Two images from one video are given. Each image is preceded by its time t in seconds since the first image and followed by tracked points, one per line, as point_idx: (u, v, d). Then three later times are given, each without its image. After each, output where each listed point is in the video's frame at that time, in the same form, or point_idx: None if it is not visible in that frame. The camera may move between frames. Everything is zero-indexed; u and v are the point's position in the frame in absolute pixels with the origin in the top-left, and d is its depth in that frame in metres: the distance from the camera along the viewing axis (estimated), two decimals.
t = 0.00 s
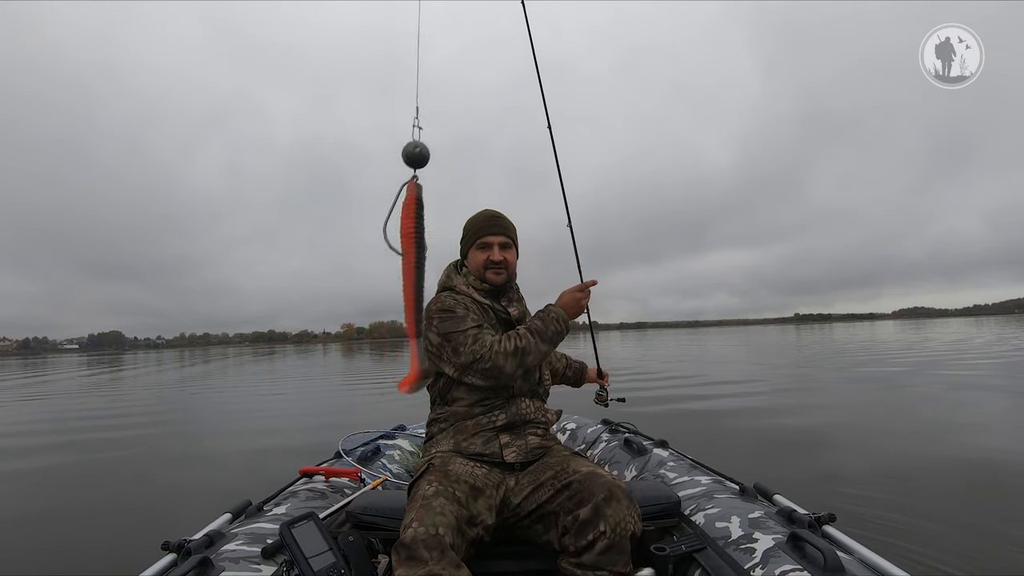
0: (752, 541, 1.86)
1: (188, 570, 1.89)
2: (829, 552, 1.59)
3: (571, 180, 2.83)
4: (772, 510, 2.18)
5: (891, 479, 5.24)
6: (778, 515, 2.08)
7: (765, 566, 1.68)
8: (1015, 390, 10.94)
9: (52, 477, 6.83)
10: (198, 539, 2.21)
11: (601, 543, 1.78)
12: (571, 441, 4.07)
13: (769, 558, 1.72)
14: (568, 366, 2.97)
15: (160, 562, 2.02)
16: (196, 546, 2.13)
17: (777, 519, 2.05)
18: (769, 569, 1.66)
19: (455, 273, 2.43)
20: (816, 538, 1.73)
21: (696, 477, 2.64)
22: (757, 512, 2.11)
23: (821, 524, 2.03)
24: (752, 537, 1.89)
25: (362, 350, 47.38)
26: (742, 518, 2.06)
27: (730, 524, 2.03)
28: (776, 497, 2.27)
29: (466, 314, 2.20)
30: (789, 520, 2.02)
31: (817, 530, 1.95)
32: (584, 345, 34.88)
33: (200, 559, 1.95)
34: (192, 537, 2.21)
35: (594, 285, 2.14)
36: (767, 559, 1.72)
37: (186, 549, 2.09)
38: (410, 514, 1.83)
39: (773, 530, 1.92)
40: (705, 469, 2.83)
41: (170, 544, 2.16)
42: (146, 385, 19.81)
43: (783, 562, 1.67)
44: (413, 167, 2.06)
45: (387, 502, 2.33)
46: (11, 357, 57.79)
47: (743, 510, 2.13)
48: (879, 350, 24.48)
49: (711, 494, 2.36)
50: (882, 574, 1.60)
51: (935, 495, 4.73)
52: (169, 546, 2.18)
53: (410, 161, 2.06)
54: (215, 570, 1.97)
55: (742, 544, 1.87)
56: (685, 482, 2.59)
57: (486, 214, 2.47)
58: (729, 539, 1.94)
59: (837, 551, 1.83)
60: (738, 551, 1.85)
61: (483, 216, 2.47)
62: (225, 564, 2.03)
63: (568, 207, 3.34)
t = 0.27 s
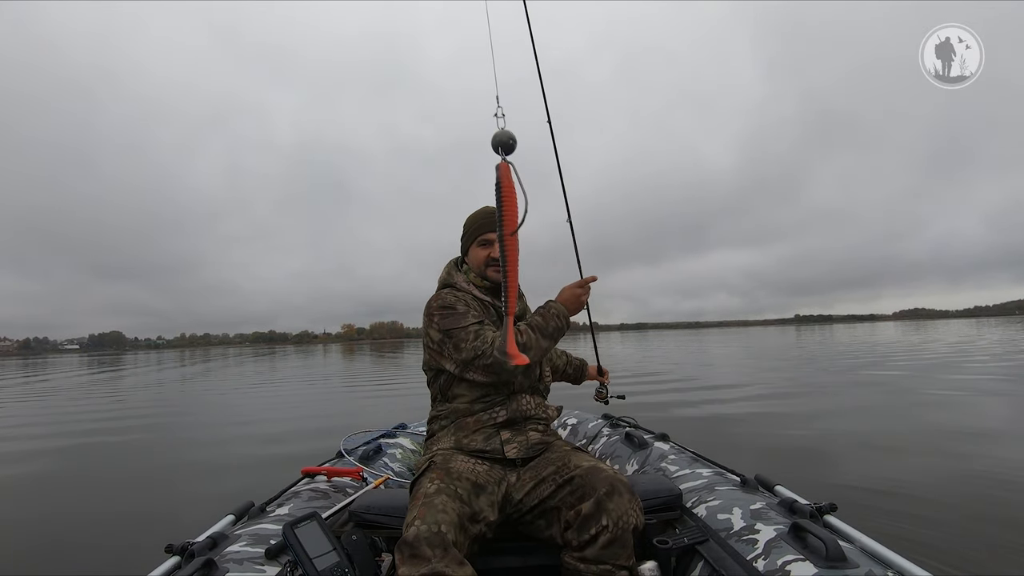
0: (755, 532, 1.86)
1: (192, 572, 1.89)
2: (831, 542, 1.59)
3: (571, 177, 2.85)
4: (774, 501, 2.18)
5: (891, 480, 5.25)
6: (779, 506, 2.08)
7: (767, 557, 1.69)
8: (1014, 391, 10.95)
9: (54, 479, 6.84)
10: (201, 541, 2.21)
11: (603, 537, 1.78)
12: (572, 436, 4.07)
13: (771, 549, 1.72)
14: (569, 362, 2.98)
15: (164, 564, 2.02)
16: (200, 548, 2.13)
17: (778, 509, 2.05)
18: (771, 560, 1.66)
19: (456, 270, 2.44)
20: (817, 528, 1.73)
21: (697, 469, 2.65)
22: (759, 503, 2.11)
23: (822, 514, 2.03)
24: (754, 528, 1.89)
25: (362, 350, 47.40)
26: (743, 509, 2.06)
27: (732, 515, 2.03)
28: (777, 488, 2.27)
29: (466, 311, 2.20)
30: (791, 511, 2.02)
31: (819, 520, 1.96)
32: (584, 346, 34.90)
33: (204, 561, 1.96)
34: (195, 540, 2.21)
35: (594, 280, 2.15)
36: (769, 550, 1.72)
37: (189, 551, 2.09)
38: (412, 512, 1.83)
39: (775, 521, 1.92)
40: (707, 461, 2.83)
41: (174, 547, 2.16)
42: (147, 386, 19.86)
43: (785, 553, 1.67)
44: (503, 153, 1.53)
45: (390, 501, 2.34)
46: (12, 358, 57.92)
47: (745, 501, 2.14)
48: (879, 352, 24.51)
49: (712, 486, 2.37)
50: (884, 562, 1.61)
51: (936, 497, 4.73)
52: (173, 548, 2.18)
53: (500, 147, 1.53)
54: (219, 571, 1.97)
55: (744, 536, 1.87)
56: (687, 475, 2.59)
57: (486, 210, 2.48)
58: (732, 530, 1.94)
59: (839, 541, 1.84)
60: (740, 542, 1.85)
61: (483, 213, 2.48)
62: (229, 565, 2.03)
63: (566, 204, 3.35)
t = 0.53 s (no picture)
0: (754, 532, 1.85)
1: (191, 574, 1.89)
2: (831, 541, 1.59)
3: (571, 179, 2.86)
4: (773, 500, 2.18)
5: (891, 480, 5.24)
6: (779, 506, 2.08)
7: (767, 557, 1.68)
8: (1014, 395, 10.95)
9: (53, 478, 6.85)
10: (200, 543, 2.21)
11: (604, 538, 1.78)
12: (571, 437, 4.06)
13: (771, 549, 1.72)
14: (568, 364, 2.98)
15: (164, 567, 2.02)
16: (199, 550, 2.14)
17: (778, 509, 2.05)
18: (771, 559, 1.66)
19: (456, 270, 2.45)
20: (817, 527, 1.73)
21: (697, 469, 2.64)
22: (758, 503, 2.11)
23: (822, 513, 2.03)
24: (754, 528, 1.89)
25: (362, 351, 47.43)
26: (743, 509, 2.06)
27: (732, 515, 2.03)
28: (776, 488, 2.27)
29: (466, 311, 2.20)
30: (791, 510, 2.02)
31: (818, 520, 1.95)
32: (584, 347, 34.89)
33: (203, 563, 1.96)
34: (194, 542, 2.22)
35: (593, 281, 2.16)
36: (769, 550, 1.72)
37: (189, 553, 2.10)
38: (411, 513, 1.84)
39: (775, 521, 1.91)
40: (706, 461, 2.83)
41: (173, 549, 2.16)
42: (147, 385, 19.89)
43: (785, 552, 1.67)
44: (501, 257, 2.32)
45: (389, 503, 2.34)
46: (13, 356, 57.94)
47: (744, 501, 2.13)
48: (878, 355, 24.52)
49: (711, 486, 2.36)
50: (883, 561, 1.61)
51: (935, 496, 4.73)
52: (172, 550, 2.18)
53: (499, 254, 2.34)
54: (218, 573, 1.98)
55: (744, 535, 1.87)
56: (686, 475, 2.59)
57: (486, 211, 2.49)
58: (731, 530, 1.94)
59: (839, 540, 1.83)
60: (740, 542, 1.85)
61: (483, 214, 2.48)
62: (229, 568, 2.04)
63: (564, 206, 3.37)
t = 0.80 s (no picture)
0: (753, 541, 1.84)
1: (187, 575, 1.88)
2: (829, 551, 1.58)
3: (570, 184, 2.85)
4: (772, 509, 2.16)
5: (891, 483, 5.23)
6: (778, 514, 2.07)
7: (765, 566, 1.67)
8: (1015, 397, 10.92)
9: (52, 477, 6.83)
10: (197, 544, 2.20)
11: (601, 544, 1.77)
12: (570, 442, 4.05)
13: (769, 557, 1.71)
14: (567, 368, 2.97)
15: (160, 567, 2.01)
16: (195, 552, 2.13)
17: (777, 518, 2.04)
18: (769, 568, 1.65)
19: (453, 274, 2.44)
20: (816, 537, 1.72)
21: (696, 477, 2.63)
22: (757, 512, 2.10)
23: (821, 523, 2.01)
24: (752, 536, 1.88)
25: (363, 351, 47.42)
26: (741, 517, 2.05)
27: (730, 523, 2.02)
28: (776, 497, 2.26)
29: (463, 316, 2.20)
30: (789, 519, 2.01)
31: (817, 529, 1.94)
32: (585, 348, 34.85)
33: (199, 564, 1.95)
34: (191, 543, 2.21)
35: (590, 286, 2.15)
36: (767, 558, 1.71)
37: (185, 554, 2.09)
38: (407, 517, 1.83)
39: (773, 530, 1.90)
40: (705, 469, 2.82)
41: (170, 549, 2.16)
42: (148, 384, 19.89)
43: (783, 561, 1.66)
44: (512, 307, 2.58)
45: (387, 506, 2.33)
46: (13, 355, 57.97)
47: (743, 509, 2.12)
48: (879, 356, 24.49)
49: (710, 493, 2.35)
50: (882, 572, 1.59)
51: (935, 498, 4.71)
52: (169, 551, 2.17)
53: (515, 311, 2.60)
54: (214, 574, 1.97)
55: (742, 544, 1.85)
56: (685, 482, 2.58)
57: (484, 215, 2.48)
58: (730, 538, 1.93)
59: (837, 550, 1.82)
60: (738, 550, 1.84)
61: (481, 218, 2.48)
62: (225, 569, 2.03)
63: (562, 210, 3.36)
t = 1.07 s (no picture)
0: (751, 547, 1.83)
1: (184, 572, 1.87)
2: (828, 559, 1.56)
3: (570, 186, 2.84)
4: (771, 515, 2.15)
5: (890, 483, 5.22)
6: (776, 520, 2.06)
7: (764, 572, 1.66)
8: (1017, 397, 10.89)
9: (51, 477, 6.83)
10: (194, 542, 2.19)
11: (598, 548, 1.76)
12: (570, 444, 4.04)
13: (768, 564, 1.70)
14: (567, 371, 2.95)
15: (156, 564, 2.01)
16: (192, 549, 2.12)
17: (776, 524, 2.03)
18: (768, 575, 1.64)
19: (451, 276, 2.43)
20: (815, 543, 1.70)
21: (695, 482, 2.62)
22: (756, 518, 2.09)
23: (820, 530, 2.00)
24: (751, 542, 1.86)
25: (363, 350, 47.42)
26: (740, 523, 2.04)
27: (728, 529, 2.01)
28: (775, 503, 2.24)
29: (461, 318, 2.18)
30: (789, 526, 2.00)
31: (815, 536, 1.93)
32: (586, 348, 34.83)
33: (196, 561, 1.94)
34: (187, 540, 2.20)
35: (588, 289, 2.14)
36: (766, 565, 1.70)
37: (182, 551, 2.08)
38: (404, 518, 1.82)
39: (772, 536, 1.89)
40: (705, 474, 2.80)
41: (166, 546, 2.15)
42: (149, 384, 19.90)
43: (782, 568, 1.65)
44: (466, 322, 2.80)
45: (385, 506, 2.32)
46: (14, 355, 58.04)
47: (741, 515, 2.11)
48: (880, 356, 24.46)
49: (709, 498, 2.34)
50: None
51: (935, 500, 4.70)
52: (166, 548, 2.17)
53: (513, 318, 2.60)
54: (211, 572, 1.96)
55: (740, 550, 1.84)
56: (684, 487, 2.57)
57: (482, 217, 2.47)
58: (728, 544, 1.92)
59: (836, 558, 1.81)
60: (736, 556, 1.83)
61: (480, 219, 2.46)
62: (222, 567, 2.02)
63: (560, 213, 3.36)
